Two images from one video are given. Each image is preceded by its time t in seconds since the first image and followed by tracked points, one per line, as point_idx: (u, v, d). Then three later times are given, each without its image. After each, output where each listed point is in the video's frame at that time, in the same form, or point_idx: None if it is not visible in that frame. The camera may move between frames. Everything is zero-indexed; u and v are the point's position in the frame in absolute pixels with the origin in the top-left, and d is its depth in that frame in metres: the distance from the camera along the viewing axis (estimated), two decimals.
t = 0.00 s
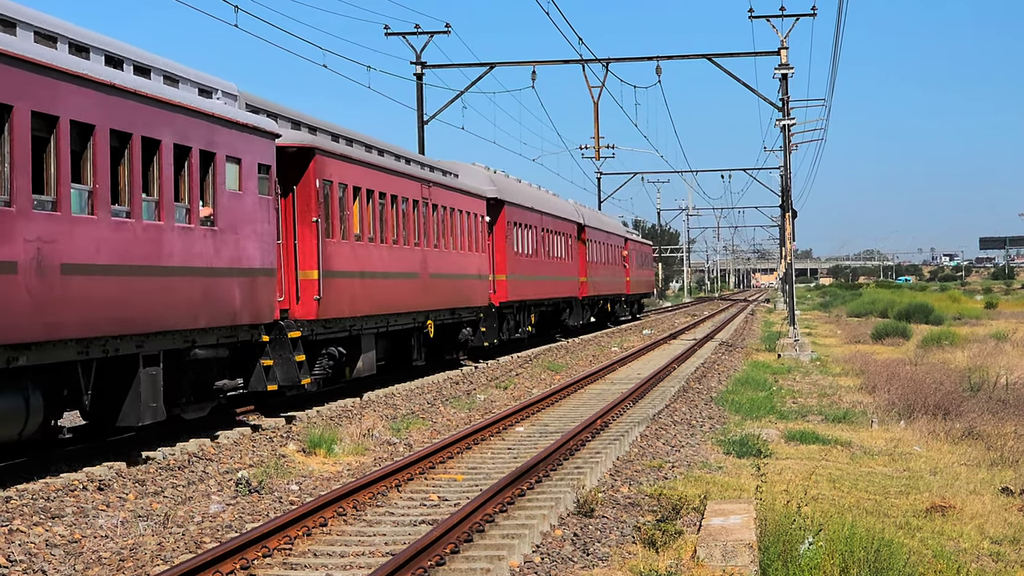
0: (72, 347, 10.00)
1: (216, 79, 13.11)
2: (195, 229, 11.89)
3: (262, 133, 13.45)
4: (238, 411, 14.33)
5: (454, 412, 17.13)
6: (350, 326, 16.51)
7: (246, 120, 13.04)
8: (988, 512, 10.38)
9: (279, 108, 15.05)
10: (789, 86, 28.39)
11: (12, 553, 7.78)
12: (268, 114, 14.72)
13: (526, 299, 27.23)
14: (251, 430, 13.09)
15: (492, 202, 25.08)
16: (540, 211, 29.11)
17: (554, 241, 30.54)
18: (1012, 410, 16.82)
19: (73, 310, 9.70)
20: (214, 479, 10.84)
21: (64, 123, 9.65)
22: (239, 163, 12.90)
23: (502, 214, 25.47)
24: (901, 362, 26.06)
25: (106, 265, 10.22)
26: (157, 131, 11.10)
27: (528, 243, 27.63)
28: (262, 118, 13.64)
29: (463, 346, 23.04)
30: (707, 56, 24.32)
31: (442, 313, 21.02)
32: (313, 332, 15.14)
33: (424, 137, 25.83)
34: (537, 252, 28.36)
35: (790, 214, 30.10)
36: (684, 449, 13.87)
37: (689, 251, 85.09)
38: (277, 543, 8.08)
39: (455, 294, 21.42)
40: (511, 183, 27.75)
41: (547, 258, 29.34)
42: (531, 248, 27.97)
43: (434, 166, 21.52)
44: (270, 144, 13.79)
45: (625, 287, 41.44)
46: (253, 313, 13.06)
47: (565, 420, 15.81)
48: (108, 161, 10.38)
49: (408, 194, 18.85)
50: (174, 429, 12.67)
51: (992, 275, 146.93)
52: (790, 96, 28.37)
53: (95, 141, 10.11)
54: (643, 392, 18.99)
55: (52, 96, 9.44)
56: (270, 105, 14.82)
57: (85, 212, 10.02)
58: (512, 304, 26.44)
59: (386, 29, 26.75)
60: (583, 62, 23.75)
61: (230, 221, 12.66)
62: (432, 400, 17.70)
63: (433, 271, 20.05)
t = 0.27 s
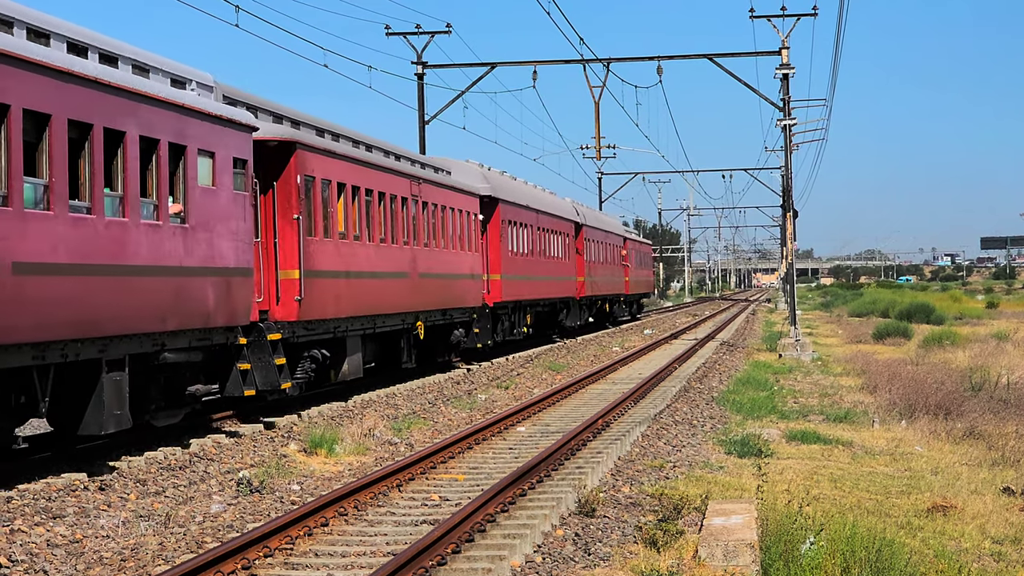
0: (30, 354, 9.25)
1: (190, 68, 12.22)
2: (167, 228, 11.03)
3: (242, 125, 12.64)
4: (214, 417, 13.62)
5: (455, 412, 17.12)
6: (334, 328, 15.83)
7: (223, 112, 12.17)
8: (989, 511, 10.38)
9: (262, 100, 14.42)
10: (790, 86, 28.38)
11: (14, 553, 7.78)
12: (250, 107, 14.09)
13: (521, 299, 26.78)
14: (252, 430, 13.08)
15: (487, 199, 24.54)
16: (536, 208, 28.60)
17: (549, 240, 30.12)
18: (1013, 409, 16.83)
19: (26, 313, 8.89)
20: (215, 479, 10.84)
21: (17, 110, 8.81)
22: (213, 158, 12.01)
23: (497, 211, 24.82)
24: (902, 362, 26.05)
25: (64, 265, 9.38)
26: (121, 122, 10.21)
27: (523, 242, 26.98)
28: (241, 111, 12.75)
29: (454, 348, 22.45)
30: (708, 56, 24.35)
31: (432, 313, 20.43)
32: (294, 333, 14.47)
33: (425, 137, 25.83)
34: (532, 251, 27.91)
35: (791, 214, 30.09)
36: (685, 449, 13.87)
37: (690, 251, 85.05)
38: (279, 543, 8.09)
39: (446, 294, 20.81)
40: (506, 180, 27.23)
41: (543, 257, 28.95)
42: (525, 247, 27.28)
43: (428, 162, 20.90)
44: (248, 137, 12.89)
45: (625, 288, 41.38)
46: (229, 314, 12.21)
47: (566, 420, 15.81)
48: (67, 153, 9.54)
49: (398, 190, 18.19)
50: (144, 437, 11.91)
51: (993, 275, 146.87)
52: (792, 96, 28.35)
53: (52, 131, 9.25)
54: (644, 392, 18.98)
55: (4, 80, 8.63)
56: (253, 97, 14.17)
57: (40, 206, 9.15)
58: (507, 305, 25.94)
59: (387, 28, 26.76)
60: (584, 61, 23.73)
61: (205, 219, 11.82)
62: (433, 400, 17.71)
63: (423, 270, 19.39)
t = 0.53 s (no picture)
0: None
1: (161, 57, 11.71)
2: (131, 224, 10.43)
3: (216, 117, 12.04)
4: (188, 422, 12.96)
5: (456, 412, 17.12)
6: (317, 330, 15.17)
7: (196, 102, 11.62)
8: (990, 511, 10.37)
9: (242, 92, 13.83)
10: (791, 86, 28.36)
11: (15, 552, 7.78)
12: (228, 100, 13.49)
13: (517, 299, 26.28)
14: (253, 430, 13.08)
15: (481, 197, 23.93)
16: (531, 206, 28.03)
17: (545, 239, 29.64)
18: (1015, 408, 16.82)
19: None
20: (216, 479, 10.84)
21: None
22: (184, 150, 11.39)
23: (491, 208, 24.18)
24: (904, 361, 26.04)
25: (15, 263, 8.80)
26: (83, 112, 9.64)
27: (519, 240, 26.54)
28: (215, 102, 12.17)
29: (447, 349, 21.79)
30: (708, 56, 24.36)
31: (423, 314, 19.75)
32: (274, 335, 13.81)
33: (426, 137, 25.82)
34: (528, 249, 27.39)
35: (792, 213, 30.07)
36: (686, 448, 13.87)
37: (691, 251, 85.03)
38: (280, 543, 8.09)
39: (439, 295, 20.11)
40: (502, 177, 26.64)
41: (539, 256, 28.45)
42: (522, 245, 26.86)
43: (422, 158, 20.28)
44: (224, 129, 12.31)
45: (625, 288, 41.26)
46: (201, 316, 11.61)
47: (567, 419, 15.80)
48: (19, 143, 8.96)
49: (388, 187, 17.50)
50: (110, 445, 11.31)
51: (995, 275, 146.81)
52: (792, 95, 28.34)
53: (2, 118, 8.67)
54: (645, 392, 18.96)
55: None
56: (232, 89, 13.58)
57: None
58: (502, 304, 25.33)
59: (388, 28, 26.74)
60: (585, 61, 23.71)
61: (173, 216, 11.20)
62: (434, 399, 17.71)
63: (414, 269, 18.66)
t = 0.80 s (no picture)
0: None
1: (129, 46, 11.36)
2: (92, 220, 9.96)
3: (186, 108, 11.58)
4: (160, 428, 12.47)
5: (457, 411, 17.13)
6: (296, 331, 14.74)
7: (166, 93, 11.18)
8: (991, 510, 10.37)
9: (217, 83, 13.41)
10: (791, 85, 28.36)
11: (16, 552, 7.78)
12: (203, 91, 13.06)
13: (511, 299, 25.86)
14: (254, 429, 13.08)
15: (473, 194, 23.46)
16: (526, 204, 27.58)
17: (541, 238, 29.20)
18: (1016, 408, 16.82)
19: None
20: (217, 478, 10.85)
21: None
22: (150, 142, 10.93)
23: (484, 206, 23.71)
24: (905, 361, 26.02)
25: None
26: (36, 101, 9.18)
27: (513, 239, 26.06)
28: (185, 92, 11.70)
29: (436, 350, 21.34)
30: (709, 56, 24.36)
31: (410, 315, 19.32)
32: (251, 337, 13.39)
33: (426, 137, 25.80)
34: (523, 248, 26.96)
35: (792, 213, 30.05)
36: (687, 448, 13.87)
37: (692, 250, 85.00)
38: (281, 542, 8.09)
39: (427, 295, 19.69)
40: (495, 173, 26.19)
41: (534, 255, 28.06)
42: (516, 244, 26.39)
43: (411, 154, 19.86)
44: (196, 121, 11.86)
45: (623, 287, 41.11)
46: (169, 317, 11.13)
47: (568, 419, 15.80)
48: None
49: (373, 183, 17.09)
50: (73, 452, 10.82)
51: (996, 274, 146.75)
52: (793, 95, 28.34)
53: None
54: (646, 391, 18.95)
55: None
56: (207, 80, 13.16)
57: None
58: (495, 304, 24.91)
59: (388, 28, 26.72)
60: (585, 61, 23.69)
61: (138, 211, 10.73)
62: (435, 399, 17.72)
63: (400, 268, 18.24)
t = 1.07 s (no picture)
0: None
1: (91, 30, 10.70)
2: (47, 214, 9.33)
3: (152, 98, 10.97)
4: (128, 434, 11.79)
5: (458, 410, 17.14)
6: (277, 333, 14.09)
7: (133, 82, 10.63)
8: (992, 509, 10.38)
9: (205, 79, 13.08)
10: (792, 84, 28.35)
11: (17, 552, 7.79)
12: (174, 82, 12.41)
13: (505, 298, 25.32)
14: (255, 429, 13.09)
15: (465, 191, 22.92)
16: (521, 202, 27.07)
17: (536, 236, 28.73)
18: (1017, 407, 16.81)
19: None
20: (218, 477, 10.87)
21: None
22: (112, 133, 10.31)
23: (476, 204, 23.19)
24: (906, 360, 26.02)
25: None
26: None
27: (506, 238, 25.53)
28: (151, 81, 11.10)
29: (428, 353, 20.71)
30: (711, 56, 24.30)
31: (400, 316, 18.68)
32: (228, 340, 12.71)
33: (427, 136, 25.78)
34: (517, 247, 26.47)
35: (793, 212, 30.01)
36: (688, 447, 13.88)
37: (693, 249, 85.02)
38: (282, 541, 8.10)
39: (416, 295, 19.07)
40: (489, 170, 25.67)
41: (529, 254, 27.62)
42: (510, 243, 25.87)
43: (401, 150, 19.27)
44: (162, 111, 11.25)
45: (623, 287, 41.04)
46: (134, 319, 10.48)
47: (569, 418, 15.82)
48: None
49: (359, 179, 16.50)
50: (52, 456, 10.54)
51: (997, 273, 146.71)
52: (793, 94, 28.33)
53: None
54: (647, 391, 18.96)
55: None
56: (178, 70, 12.51)
57: None
58: (489, 303, 24.36)
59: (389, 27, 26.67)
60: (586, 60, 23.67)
61: (99, 206, 10.09)
62: (436, 398, 17.73)
63: (388, 268, 17.64)
